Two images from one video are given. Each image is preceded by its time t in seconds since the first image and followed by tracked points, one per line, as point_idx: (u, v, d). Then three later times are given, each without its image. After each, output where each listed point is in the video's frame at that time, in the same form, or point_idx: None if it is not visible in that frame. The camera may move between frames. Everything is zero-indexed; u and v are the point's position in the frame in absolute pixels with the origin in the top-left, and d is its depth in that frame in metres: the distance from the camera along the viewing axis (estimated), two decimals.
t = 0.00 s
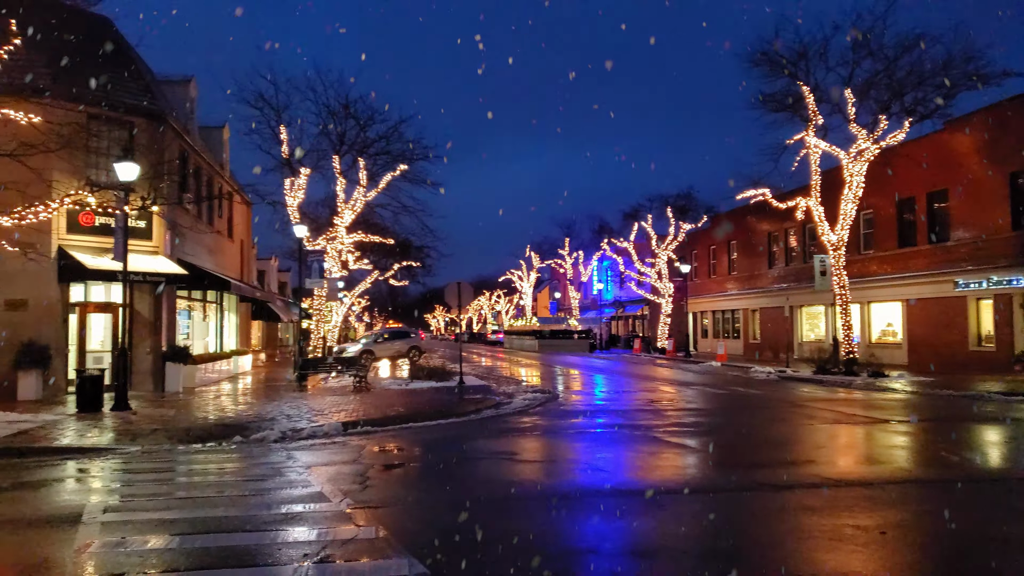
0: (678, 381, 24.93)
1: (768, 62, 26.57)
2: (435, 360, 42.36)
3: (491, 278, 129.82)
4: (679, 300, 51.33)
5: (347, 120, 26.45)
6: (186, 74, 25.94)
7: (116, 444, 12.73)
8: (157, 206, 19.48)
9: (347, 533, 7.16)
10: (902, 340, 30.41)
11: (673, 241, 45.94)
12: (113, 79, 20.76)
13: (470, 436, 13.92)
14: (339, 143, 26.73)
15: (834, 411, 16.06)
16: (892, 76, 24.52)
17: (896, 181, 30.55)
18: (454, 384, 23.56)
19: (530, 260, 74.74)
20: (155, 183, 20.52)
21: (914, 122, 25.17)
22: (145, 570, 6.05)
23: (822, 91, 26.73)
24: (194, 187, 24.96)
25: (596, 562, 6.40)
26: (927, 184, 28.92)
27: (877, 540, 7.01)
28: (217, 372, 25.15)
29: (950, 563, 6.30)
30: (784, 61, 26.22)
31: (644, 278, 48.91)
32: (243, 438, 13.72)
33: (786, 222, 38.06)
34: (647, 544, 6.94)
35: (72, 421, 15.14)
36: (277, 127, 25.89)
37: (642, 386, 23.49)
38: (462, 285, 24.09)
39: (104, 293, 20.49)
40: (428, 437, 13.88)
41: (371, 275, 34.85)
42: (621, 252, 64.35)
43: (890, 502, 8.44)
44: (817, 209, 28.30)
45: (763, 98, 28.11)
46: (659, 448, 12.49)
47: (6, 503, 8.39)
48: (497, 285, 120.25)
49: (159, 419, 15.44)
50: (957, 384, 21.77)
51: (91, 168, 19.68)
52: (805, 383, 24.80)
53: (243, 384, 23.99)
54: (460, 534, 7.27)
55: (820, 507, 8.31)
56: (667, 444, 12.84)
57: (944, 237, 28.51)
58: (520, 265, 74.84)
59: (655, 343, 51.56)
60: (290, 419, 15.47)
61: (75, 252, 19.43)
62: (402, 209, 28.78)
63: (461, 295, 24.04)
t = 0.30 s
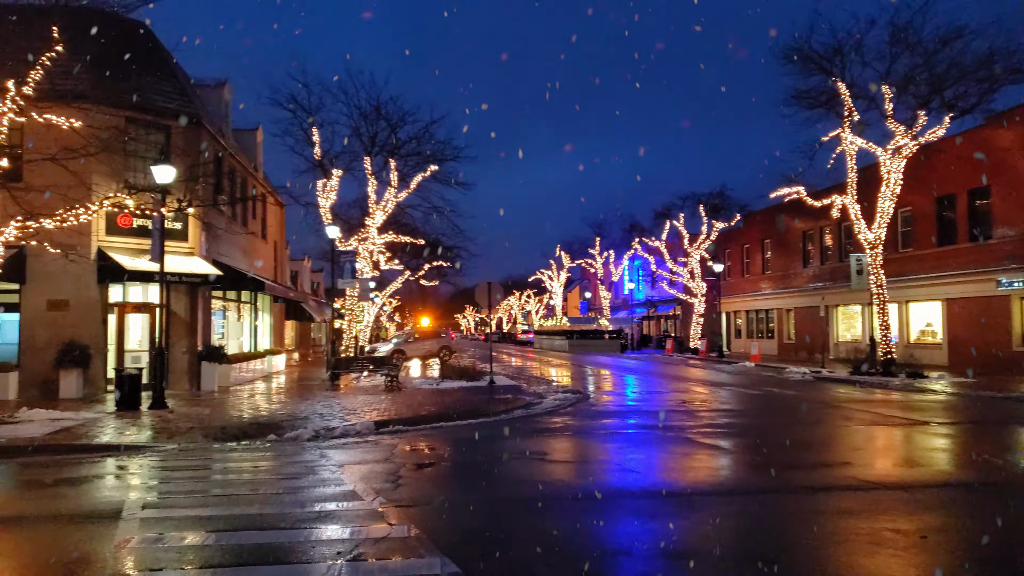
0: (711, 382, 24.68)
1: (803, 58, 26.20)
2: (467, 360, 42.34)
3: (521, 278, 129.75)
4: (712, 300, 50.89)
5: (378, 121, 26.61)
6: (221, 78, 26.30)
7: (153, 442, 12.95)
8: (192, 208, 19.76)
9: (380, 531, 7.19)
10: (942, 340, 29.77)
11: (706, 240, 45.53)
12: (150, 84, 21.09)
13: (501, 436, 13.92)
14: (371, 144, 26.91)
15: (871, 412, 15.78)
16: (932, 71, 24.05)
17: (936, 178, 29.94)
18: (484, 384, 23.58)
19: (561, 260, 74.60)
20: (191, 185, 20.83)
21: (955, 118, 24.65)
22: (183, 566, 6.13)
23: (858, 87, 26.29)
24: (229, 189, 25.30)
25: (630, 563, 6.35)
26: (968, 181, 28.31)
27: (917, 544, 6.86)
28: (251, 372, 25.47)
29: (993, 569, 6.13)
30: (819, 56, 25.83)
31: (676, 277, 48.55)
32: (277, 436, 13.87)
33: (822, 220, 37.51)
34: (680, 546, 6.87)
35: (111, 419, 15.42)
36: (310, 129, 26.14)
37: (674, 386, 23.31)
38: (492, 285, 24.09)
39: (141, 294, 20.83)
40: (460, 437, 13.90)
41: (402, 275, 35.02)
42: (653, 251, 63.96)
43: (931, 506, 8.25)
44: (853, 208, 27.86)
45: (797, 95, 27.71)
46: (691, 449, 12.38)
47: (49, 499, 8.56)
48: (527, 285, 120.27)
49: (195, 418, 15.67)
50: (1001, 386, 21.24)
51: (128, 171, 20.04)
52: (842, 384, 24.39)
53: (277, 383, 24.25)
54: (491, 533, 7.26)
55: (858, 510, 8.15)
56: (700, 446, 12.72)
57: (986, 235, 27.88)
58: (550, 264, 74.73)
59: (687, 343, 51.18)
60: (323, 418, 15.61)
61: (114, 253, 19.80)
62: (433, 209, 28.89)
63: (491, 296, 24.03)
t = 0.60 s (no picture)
0: (743, 383, 24.42)
1: (837, 54, 25.80)
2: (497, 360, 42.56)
3: (551, 278, 129.54)
4: (745, 299, 50.36)
5: (408, 122, 26.73)
6: (254, 81, 26.62)
7: (188, 440, 13.13)
8: (226, 210, 20.00)
9: (411, 530, 7.21)
10: (983, 341, 29.13)
11: (738, 239, 45.07)
12: (184, 87, 21.39)
13: (531, 436, 13.89)
14: (401, 145, 27.03)
15: (909, 414, 15.49)
16: (972, 65, 23.55)
17: (976, 175, 29.31)
18: (514, 384, 23.57)
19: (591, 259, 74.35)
20: (225, 187, 21.11)
21: (996, 112, 24.10)
22: (217, 562, 6.20)
23: (895, 83, 25.82)
24: (261, 190, 25.60)
25: (662, 565, 6.29)
26: (1010, 177, 27.68)
27: (957, 549, 6.71)
28: (284, 371, 25.74)
29: None
30: (854, 52, 25.41)
31: (708, 277, 48.11)
32: (309, 435, 13.99)
33: (857, 218, 36.90)
34: (713, 548, 6.78)
35: (148, 417, 15.69)
36: (341, 130, 26.33)
37: (705, 387, 23.07)
38: (521, 285, 24.07)
39: (176, 294, 21.16)
40: (490, 436, 13.91)
41: (432, 275, 35.16)
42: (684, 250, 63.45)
43: (972, 511, 8.05)
44: (890, 206, 27.35)
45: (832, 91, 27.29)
46: (723, 451, 12.24)
47: (89, 495, 8.71)
48: (557, 285, 120.17)
49: (229, 416, 15.86)
50: None
51: (164, 173, 20.36)
52: (879, 385, 23.98)
53: (308, 383, 24.48)
54: (521, 534, 7.24)
55: (896, 514, 7.99)
56: (732, 447, 12.58)
57: None
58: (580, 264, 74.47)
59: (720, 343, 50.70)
60: (355, 417, 15.71)
61: (151, 255, 20.11)
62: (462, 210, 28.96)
63: (520, 296, 24.03)
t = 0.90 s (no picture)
0: (774, 384, 24.14)
1: (871, 49, 25.40)
2: (526, 360, 42.51)
3: (579, 277, 129.18)
4: (777, 299, 49.78)
5: (437, 123, 26.81)
6: (284, 83, 26.88)
7: (221, 438, 13.29)
8: (258, 211, 20.22)
9: (440, 529, 7.22)
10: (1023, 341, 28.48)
11: (769, 238, 44.57)
12: (215, 90, 21.66)
13: (560, 437, 13.84)
14: (430, 146, 27.13)
15: (947, 416, 15.17)
16: (1011, 59, 23.04)
17: (1016, 171, 28.67)
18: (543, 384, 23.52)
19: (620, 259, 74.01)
20: (256, 188, 21.35)
21: None
22: (250, 559, 6.26)
23: (931, 78, 25.35)
24: (292, 192, 25.86)
25: (692, 567, 6.23)
26: None
27: (998, 554, 6.55)
28: (314, 370, 25.95)
29: None
30: (889, 47, 25.00)
31: (738, 276, 47.63)
32: (339, 433, 14.09)
33: (892, 216, 36.28)
34: (745, 550, 6.69)
35: (181, 415, 15.91)
36: (370, 132, 26.49)
37: (737, 387, 22.82)
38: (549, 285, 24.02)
39: (209, 295, 21.47)
40: (519, 436, 13.89)
41: (460, 274, 35.20)
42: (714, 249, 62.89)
43: (1013, 515, 7.86)
44: (926, 204, 26.84)
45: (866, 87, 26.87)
46: (755, 452, 12.09)
47: (125, 492, 8.86)
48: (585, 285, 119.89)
49: (261, 415, 16.03)
50: None
51: (197, 175, 20.66)
52: (914, 386, 23.55)
53: (338, 382, 24.65)
54: (550, 534, 7.20)
55: (935, 517, 7.82)
56: (764, 448, 12.42)
57: None
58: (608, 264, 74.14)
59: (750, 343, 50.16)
60: (384, 416, 15.79)
61: (184, 256, 20.40)
62: (491, 210, 28.98)
63: (548, 296, 23.98)
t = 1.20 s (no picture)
0: (806, 385, 23.83)
1: (905, 44, 24.98)
2: (554, 360, 42.39)
3: (608, 277, 128.64)
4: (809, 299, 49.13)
5: (465, 124, 26.87)
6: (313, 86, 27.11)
7: (253, 437, 13.43)
8: (289, 212, 20.43)
9: (470, 529, 7.21)
10: None
11: (801, 237, 44.01)
12: (246, 93, 21.92)
13: (588, 437, 13.78)
14: (458, 146, 27.19)
15: (986, 418, 14.84)
16: None
17: None
18: (572, 384, 23.45)
19: (649, 258, 73.58)
20: (287, 190, 21.58)
21: None
22: (281, 557, 6.30)
23: (969, 73, 24.85)
24: (322, 193, 26.08)
25: (724, 570, 6.15)
26: None
27: None
28: (344, 370, 26.14)
29: None
30: (924, 42, 24.56)
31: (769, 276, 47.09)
32: (369, 433, 14.18)
33: (928, 214, 35.62)
34: (777, 553, 6.59)
35: (214, 414, 16.10)
36: (398, 133, 26.63)
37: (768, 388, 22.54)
38: (577, 285, 23.94)
39: (241, 295, 21.72)
40: (547, 437, 13.84)
41: (488, 274, 35.24)
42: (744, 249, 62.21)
43: None
44: (964, 201, 26.31)
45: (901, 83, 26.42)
46: (787, 454, 11.92)
47: (160, 489, 8.99)
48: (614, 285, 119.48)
49: (292, 414, 16.18)
50: None
51: (229, 177, 20.92)
52: (951, 388, 23.10)
53: (368, 381, 24.80)
54: (579, 535, 7.17)
55: (974, 521, 7.65)
56: (797, 450, 12.25)
57: None
58: (637, 264, 73.75)
59: (782, 344, 49.58)
60: (413, 416, 15.84)
61: (216, 257, 20.69)
62: (518, 210, 28.97)
63: (576, 296, 23.92)
